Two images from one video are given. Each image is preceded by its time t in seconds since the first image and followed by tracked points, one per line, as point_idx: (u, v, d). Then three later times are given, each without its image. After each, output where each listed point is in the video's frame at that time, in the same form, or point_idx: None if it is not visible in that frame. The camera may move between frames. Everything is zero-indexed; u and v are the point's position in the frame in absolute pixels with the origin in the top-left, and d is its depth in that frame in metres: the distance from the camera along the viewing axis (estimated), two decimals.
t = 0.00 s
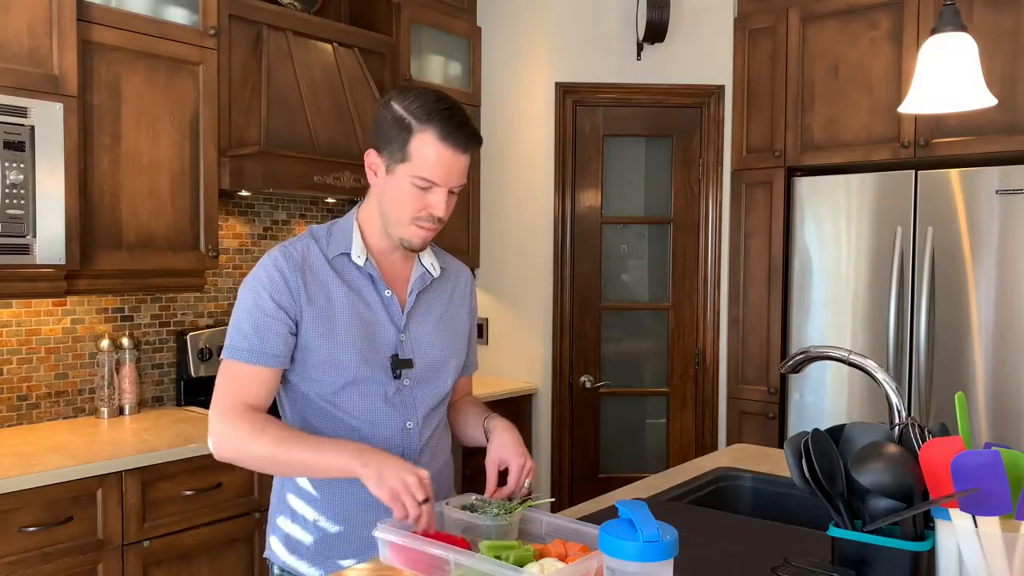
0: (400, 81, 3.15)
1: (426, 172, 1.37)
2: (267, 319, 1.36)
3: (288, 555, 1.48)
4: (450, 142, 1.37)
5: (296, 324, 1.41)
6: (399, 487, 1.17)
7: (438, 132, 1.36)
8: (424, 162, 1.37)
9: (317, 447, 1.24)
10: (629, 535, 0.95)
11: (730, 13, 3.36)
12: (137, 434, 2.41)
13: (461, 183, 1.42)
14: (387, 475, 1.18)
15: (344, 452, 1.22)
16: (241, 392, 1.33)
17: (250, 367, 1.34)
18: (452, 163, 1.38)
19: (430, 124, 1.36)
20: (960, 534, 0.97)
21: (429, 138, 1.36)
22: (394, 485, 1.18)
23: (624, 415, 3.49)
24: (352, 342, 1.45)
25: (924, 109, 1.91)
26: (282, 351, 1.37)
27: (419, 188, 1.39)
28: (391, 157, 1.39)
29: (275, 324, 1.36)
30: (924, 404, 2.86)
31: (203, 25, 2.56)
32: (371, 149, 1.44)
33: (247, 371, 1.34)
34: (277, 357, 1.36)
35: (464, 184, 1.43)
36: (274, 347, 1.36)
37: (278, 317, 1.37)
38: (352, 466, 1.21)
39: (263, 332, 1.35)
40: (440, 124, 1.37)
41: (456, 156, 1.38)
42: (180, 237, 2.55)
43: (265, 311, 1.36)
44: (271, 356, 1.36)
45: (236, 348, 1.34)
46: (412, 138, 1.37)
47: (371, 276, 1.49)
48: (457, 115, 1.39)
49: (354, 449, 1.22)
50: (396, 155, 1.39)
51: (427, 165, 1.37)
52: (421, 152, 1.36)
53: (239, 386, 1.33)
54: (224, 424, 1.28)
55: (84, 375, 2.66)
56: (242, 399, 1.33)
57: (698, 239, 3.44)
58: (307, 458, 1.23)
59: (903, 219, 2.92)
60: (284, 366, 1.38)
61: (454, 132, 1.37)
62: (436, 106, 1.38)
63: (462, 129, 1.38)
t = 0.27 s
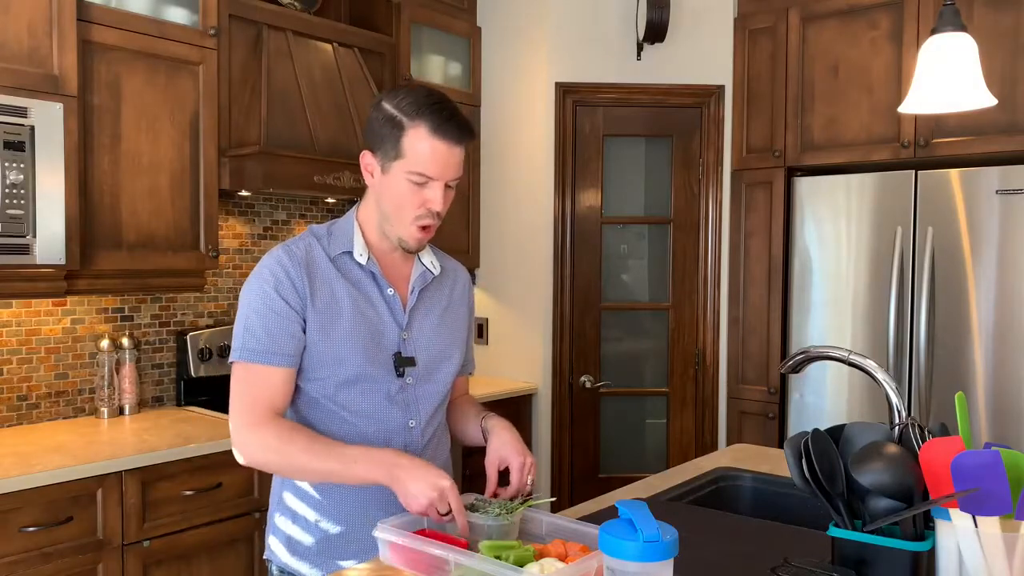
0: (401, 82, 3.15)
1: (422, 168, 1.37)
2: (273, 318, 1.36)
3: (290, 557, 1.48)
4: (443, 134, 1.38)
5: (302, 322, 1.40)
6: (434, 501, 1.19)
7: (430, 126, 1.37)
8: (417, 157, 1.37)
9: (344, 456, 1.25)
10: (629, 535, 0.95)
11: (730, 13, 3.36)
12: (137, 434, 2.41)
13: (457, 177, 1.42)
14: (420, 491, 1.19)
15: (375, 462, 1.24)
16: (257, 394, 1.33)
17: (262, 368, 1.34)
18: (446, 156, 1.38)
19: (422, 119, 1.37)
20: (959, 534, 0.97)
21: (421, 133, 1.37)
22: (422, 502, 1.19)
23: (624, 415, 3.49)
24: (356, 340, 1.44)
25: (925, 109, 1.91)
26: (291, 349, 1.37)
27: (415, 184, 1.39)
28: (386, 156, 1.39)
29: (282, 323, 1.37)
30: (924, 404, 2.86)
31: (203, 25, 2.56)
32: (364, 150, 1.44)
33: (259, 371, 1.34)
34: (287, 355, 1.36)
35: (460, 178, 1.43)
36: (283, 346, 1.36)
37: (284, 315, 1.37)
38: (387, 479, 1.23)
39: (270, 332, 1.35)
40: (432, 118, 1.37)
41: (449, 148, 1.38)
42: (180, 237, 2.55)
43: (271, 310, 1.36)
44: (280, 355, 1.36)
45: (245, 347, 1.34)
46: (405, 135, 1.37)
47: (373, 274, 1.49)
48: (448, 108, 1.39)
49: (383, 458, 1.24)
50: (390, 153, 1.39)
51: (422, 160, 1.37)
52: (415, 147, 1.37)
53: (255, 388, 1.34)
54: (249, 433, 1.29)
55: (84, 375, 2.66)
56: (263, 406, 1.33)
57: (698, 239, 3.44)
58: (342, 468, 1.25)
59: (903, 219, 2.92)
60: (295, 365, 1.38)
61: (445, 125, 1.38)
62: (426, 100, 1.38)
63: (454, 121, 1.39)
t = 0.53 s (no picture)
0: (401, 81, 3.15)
1: (423, 160, 1.37)
2: (271, 318, 1.36)
3: (288, 557, 1.48)
4: (443, 126, 1.38)
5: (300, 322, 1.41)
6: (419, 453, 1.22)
7: (431, 118, 1.37)
8: (418, 149, 1.37)
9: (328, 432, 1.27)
10: (629, 535, 0.95)
11: (730, 13, 3.36)
12: (137, 434, 2.41)
13: (458, 170, 1.43)
14: (405, 445, 1.23)
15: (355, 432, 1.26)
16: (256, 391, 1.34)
17: (260, 369, 1.35)
18: (447, 148, 1.39)
19: (422, 111, 1.38)
20: (960, 535, 0.97)
21: (422, 125, 1.37)
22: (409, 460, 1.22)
23: (624, 415, 3.49)
24: (355, 340, 1.45)
25: (924, 109, 1.91)
26: (289, 350, 1.38)
27: (416, 177, 1.39)
28: (386, 150, 1.40)
29: (280, 323, 1.37)
30: (924, 404, 2.86)
31: (203, 25, 2.56)
32: (365, 148, 1.45)
33: (258, 373, 1.35)
34: (285, 356, 1.37)
35: (462, 171, 1.43)
36: (281, 347, 1.37)
37: (282, 316, 1.37)
38: (373, 445, 1.25)
39: (269, 332, 1.36)
40: (432, 111, 1.38)
41: (451, 141, 1.39)
42: (180, 237, 2.55)
43: (269, 311, 1.36)
44: (278, 356, 1.37)
45: (243, 348, 1.35)
46: (406, 128, 1.38)
47: (372, 274, 1.49)
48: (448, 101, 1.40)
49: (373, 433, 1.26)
50: (390, 147, 1.40)
51: (423, 152, 1.37)
52: (415, 139, 1.37)
53: (254, 387, 1.35)
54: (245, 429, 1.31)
55: (84, 375, 2.66)
56: (259, 400, 1.34)
57: (698, 239, 3.44)
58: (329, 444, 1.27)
59: (903, 219, 2.92)
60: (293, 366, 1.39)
61: (446, 116, 1.39)
62: (427, 94, 1.40)
63: (454, 114, 1.40)
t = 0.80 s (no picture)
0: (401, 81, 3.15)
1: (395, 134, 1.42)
2: (266, 313, 1.38)
3: (281, 552, 1.48)
4: (420, 102, 1.43)
5: (297, 319, 1.42)
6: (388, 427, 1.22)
7: (405, 96, 1.43)
8: (394, 125, 1.43)
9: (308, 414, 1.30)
10: (629, 535, 0.95)
11: (730, 13, 3.36)
12: (137, 434, 2.41)
13: (437, 149, 1.44)
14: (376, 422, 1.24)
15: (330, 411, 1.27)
16: (248, 383, 1.37)
17: (253, 363, 1.38)
18: (421, 123, 1.42)
19: (403, 91, 1.44)
20: (960, 534, 0.97)
21: (400, 103, 1.43)
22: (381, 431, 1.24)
23: (624, 415, 3.49)
24: (349, 340, 1.44)
25: (924, 109, 1.91)
26: (282, 345, 1.39)
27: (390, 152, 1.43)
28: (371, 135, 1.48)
29: (274, 318, 1.39)
30: (924, 404, 2.86)
31: (203, 25, 2.56)
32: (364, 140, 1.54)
33: (251, 366, 1.38)
34: (278, 351, 1.39)
35: (441, 151, 1.45)
36: (274, 342, 1.38)
37: (277, 311, 1.39)
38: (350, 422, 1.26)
39: (262, 326, 1.38)
40: (407, 89, 1.44)
41: (427, 118, 1.43)
42: (180, 237, 2.55)
43: (264, 306, 1.38)
44: (272, 351, 1.38)
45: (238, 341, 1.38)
46: (387, 107, 1.45)
47: (373, 273, 1.49)
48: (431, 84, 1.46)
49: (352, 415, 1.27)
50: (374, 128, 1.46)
51: (399, 127, 1.43)
52: (393, 115, 1.43)
53: (247, 380, 1.38)
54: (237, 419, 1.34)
55: (84, 375, 2.66)
56: (251, 391, 1.37)
57: (698, 239, 3.44)
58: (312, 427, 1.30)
59: (903, 219, 2.92)
60: (287, 362, 1.41)
61: (423, 95, 1.43)
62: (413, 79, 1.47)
63: (434, 94, 1.44)
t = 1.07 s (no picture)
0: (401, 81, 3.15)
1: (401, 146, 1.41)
2: (261, 311, 1.40)
3: (277, 549, 1.48)
4: (424, 111, 1.41)
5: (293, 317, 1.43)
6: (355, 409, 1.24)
7: (410, 105, 1.41)
8: (399, 135, 1.41)
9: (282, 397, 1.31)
10: (629, 535, 0.95)
11: (730, 13, 3.36)
12: (137, 434, 2.41)
13: (443, 159, 1.43)
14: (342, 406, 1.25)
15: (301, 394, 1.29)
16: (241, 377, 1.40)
17: (248, 360, 1.40)
18: (427, 134, 1.40)
19: (407, 98, 1.41)
20: (960, 535, 0.97)
21: (404, 111, 1.41)
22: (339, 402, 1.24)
23: (624, 415, 3.49)
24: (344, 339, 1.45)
25: (924, 108, 1.91)
26: (278, 343, 1.41)
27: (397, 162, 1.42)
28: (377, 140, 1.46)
29: (270, 316, 1.41)
30: (924, 404, 2.86)
31: (203, 25, 2.56)
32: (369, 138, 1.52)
33: (246, 363, 1.40)
34: (273, 349, 1.41)
35: (447, 160, 1.43)
36: (269, 340, 1.41)
37: (272, 309, 1.41)
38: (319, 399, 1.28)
39: (258, 324, 1.40)
40: (412, 97, 1.41)
41: (433, 128, 1.41)
42: (180, 237, 2.55)
43: (259, 304, 1.41)
44: (267, 349, 1.41)
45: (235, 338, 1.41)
46: (391, 114, 1.42)
47: (372, 273, 1.49)
48: (436, 90, 1.43)
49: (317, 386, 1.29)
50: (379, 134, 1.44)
51: (404, 137, 1.41)
52: (397, 124, 1.41)
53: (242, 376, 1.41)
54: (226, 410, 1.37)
55: (84, 375, 2.66)
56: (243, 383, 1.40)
57: (698, 239, 3.44)
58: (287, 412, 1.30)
59: (903, 219, 2.92)
60: (282, 360, 1.43)
61: (428, 103, 1.41)
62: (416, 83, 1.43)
63: (439, 102, 1.41)
